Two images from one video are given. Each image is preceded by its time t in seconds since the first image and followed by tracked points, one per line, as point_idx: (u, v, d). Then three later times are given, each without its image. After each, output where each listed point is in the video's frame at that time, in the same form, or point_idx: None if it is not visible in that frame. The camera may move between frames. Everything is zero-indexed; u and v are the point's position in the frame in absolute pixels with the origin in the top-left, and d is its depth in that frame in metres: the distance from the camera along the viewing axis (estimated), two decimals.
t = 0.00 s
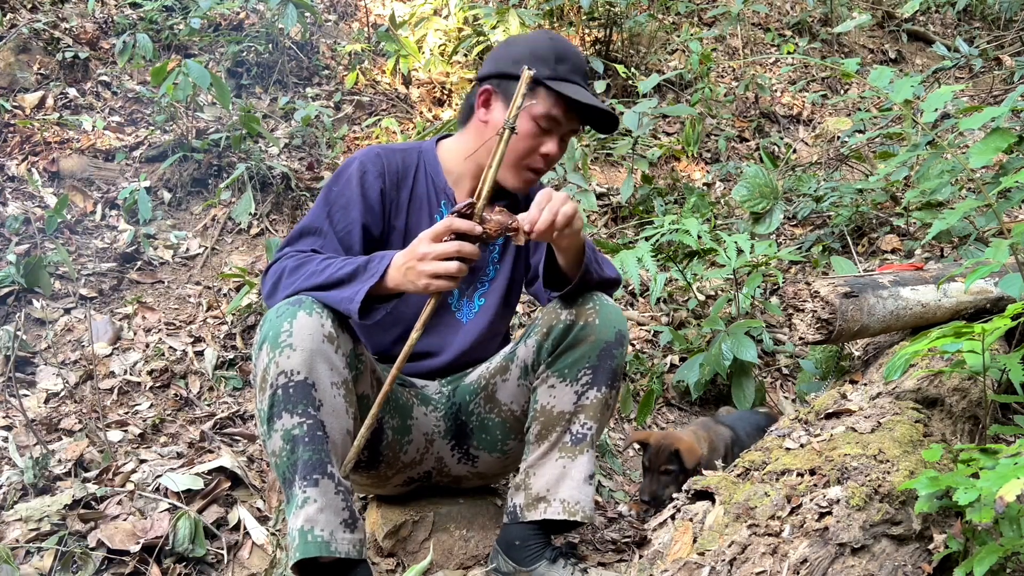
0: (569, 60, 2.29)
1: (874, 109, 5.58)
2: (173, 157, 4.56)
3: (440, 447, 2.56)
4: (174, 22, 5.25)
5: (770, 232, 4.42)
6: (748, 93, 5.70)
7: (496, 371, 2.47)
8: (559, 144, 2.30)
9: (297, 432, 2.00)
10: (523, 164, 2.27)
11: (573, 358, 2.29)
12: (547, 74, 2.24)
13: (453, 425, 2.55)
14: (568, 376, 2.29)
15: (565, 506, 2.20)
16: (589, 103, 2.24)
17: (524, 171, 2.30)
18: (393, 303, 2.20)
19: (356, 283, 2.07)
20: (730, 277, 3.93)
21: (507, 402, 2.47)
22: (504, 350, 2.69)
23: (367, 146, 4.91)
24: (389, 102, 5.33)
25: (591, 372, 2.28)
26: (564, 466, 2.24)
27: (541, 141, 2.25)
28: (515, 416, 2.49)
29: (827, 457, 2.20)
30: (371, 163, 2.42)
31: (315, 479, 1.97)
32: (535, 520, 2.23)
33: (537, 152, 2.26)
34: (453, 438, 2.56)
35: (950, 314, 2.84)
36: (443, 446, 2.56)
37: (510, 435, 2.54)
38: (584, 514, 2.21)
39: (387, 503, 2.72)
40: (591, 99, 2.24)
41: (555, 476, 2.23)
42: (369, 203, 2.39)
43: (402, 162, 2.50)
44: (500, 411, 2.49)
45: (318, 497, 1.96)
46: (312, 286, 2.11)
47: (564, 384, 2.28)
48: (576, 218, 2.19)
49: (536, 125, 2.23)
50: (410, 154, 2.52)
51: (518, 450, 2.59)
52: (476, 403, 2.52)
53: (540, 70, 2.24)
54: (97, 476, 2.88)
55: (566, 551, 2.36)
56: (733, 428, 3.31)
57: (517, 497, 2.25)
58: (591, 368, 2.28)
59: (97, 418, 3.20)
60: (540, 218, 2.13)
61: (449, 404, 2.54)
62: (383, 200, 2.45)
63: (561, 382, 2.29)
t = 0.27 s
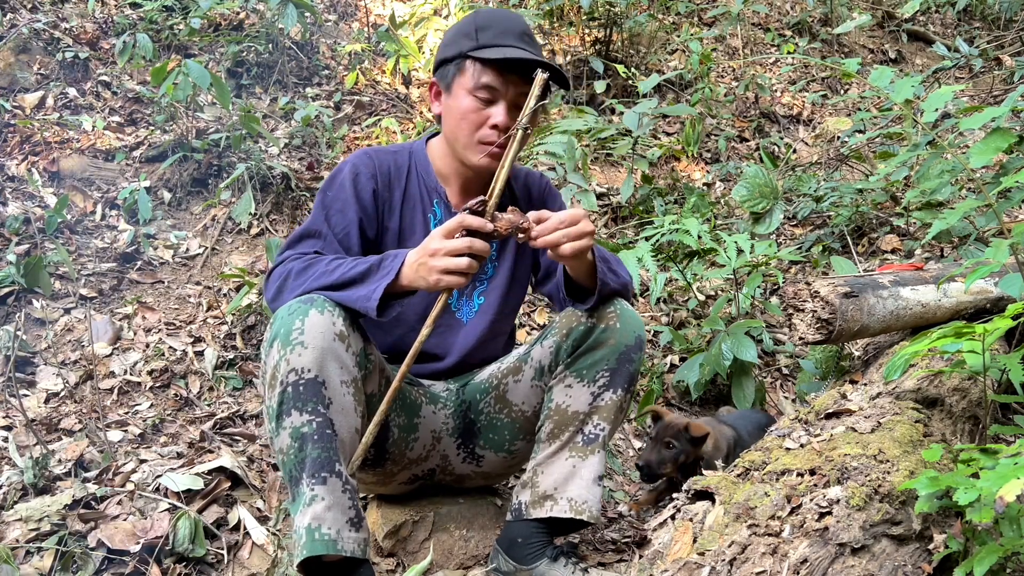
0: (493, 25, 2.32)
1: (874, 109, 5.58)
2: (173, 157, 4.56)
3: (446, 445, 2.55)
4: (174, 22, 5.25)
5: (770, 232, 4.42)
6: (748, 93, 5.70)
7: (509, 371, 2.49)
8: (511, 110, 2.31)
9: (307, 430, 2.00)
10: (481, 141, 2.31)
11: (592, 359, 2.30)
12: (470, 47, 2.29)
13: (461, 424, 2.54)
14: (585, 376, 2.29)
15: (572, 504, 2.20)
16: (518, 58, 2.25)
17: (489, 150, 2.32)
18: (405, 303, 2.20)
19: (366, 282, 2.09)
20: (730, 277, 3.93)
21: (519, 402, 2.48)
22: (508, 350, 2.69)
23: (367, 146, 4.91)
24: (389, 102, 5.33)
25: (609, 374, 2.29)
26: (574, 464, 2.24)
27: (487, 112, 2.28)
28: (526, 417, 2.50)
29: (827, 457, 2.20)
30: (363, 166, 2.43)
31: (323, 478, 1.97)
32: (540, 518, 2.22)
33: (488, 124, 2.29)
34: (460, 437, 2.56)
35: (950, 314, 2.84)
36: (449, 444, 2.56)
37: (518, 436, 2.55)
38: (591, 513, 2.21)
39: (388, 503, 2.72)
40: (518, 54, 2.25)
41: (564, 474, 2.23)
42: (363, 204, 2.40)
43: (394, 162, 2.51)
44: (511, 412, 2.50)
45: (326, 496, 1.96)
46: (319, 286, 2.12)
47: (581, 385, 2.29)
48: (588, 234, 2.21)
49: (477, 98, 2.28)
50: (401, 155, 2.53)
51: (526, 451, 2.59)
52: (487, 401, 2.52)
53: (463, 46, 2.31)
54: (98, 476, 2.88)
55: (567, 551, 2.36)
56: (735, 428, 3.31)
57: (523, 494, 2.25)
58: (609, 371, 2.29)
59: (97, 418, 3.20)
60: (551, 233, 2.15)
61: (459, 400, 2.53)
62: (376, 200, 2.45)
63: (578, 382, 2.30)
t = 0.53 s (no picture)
0: (469, 21, 2.33)
1: (874, 108, 5.58)
2: (173, 157, 4.56)
3: (446, 445, 2.55)
4: (174, 22, 5.25)
5: (770, 232, 4.42)
6: (748, 93, 5.70)
7: (508, 371, 2.48)
8: (497, 104, 2.33)
9: (306, 430, 2.00)
10: (471, 137, 2.33)
11: (591, 359, 2.30)
12: (449, 46, 2.32)
13: (460, 425, 2.55)
14: (585, 376, 2.29)
15: (572, 504, 2.20)
16: (497, 51, 2.27)
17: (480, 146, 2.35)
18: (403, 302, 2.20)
19: (365, 281, 2.09)
20: (730, 277, 3.93)
21: (519, 403, 2.48)
22: (508, 348, 2.69)
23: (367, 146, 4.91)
24: (389, 102, 5.33)
25: (609, 373, 2.29)
26: (574, 464, 2.24)
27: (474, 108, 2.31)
28: (526, 417, 2.50)
29: (827, 457, 2.20)
30: (358, 166, 2.44)
31: (323, 478, 1.97)
32: (540, 517, 2.22)
33: (476, 119, 2.31)
34: (459, 437, 2.56)
35: (950, 314, 2.84)
36: (449, 444, 2.56)
37: (519, 436, 2.55)
38: (591, 513, 2.21)
39: (388, 503, 2.72)
40: (497, 46, 2.26)
41: (564, 474, 2.23)
42: (359, 204, 2.40)
43: (389, 162, 2.51)
44: (511, 412, 2.50)
45: (325, 496, 1.96)
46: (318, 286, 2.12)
47: (581, 385, 2.29)
48: (575, 242, 2.17)
49: (462, 96, 2.31)
50: (396, 155, 2.54)
51: (525, 450, 2.59)
52: (487, 402, 2.52)
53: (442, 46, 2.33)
54: (97, 476, 2.88)
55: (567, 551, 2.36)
56: (737, 428, 3.30)
57: (523, 494, 2.25)
58: (609, 371, 2.29)
59: (97, 418, 3.20)
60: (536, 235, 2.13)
61: (457, 402, 2.53)
62: (372, 200, 2.45)
63: (577, 382, 2.30)
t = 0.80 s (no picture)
0: (459, 17, 2.34)
1: (874, 108, 5.58)
2: (173, 157, 4.56)
3: (445, 445, 2.55)
4: (174, 21, 5.25)
5: (770, 232, 4.42)
6: (748, 93, 5.70)
7: (508, 371, 2.49)
8: (491, 98, 2.33)
9: (305, 431, 2.00)
10: (467, 132, 2.33)
11: (592, 359, 2.30)
12: (440, 43, 2.32)
13: (460, 425, 2.55)
14: (586, 376, 2.29)
15: (572, 504, 2.20)
16: (488, 44, 2.27)
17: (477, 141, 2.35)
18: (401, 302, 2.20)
19: (363, 280, 2.09)
20: (730, 277, 3.93)
21: (519, 403, 2.48)
22: (508, 348, 2.69)
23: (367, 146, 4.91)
24: (389, 102, 5.33)
25: (609, 373, 2.28)
26: (574, 464, 2.24)
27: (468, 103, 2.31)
28: (527, 418, 2.51)
29: (827, 457, 2.20)
30: (357, 167, 2.44)
31: (321, 478, 1.97)
32: (540, 517, 2.22)
33: (471, 114, 2.31)
34: (459, 437, 2.56)
35: (950, 314, 2.84)
36: (449, 444, 2.56)
37: (519, 436, 2.55)
38: (591, 513, 2.21)
39: (388, 503, 2.72)
40: (487, 40, 2.27)
41: (564, 474, 2.23)
42: (358, 203, 2.40)
43: (387, 162, 2.52)
44: (511, 412, 2.50)
45: (323, 496, 1.96)
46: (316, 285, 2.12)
47: (581, 384, 2.29)
48: (570, 237, 2.15)
49: (456, 92, 2.31)
50: (395, 155, 2.54)
51: (525, 450, 2.60)
52: (487, 401, 2.52)
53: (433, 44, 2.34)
54: (97, 476, 2.88)
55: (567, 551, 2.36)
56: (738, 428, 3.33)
57: (523, 494, 2.25)
58: (609, 371, 2.29)
59: (97, 418, 3.21)
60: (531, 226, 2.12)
61: (457, 402, 2.53)
62: (371, 200, 2.45)
63: (578, 382, 2.30)
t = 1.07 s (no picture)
0: (453, 17, 2.34)
1: (874, 108, 5.58)
2: (173, 157, 4.56)
3: (445, 445, 2.55)
4: (174, 21, 5.25)
5: (770, 232, 4.42)
6: (748, 93, 5.70)
7: (508, 371, 2.48)
8: (487, 96, 2.33)
9: (303, 431, 2.00)
10: (464, 131, 2.33)
11: (593, 358, 2.30)
12: (435, 42, 2.32)
13: (460, 424, 2.54)
14: (586, 376, 2.29)
15: (572, 504, 2.20)
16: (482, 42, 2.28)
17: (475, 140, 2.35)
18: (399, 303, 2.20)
19: (356, 280, 2.09)
20: (730, 277, 3.93)
21: (519, 403, 2.48)
22: (508, 348, 2.68)
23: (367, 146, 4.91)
24: (389, 102, 5.33)
25: (610, 373, 2.29)
26: (574, 464, 2.24)
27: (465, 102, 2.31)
28: (527, 417, 2.51)
29: (827, 457, 2.20)
30: (357, 167, 2.44)
31: (320, 478, 1.97)
32: (540, 517, 2.22)
33: (468, 112, 2.31)
34: (459, 436, 2.56)
35: (950, 314, 2.84)
36: (449, 443, 2.56)
37: (519, 436, 2.55)
38: (591, 513, 2.20)
39: (388, 503, 2.72)
40: (481, 38, 2.27)
41: (564, 474, 2.23)
42: (358, 203, 2.40)
43: (387, 162, 2.52)
44: (511, 412, 2.50)
45: (323, 496, 1.96)
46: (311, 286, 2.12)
47: (582, 384, 2.29)
48: (569, 234, 2.15)
49: (452, 91, 2.31)
50: (394, 155, 2.54)
51: (525, 450, 2.60)
52: (488, 401, 2.52)
53: (428, 44, 2.34)
54: (97, 476, 2.88)
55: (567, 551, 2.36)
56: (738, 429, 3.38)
57: (523, 494, 2.25)
58: (610, 370, 2.29)
59: (97, 418, 3.20)
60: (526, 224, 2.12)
61: (456, 402, 2.53)
62: (370, 200, 2.45)
63: (578, 382, 2.29)
